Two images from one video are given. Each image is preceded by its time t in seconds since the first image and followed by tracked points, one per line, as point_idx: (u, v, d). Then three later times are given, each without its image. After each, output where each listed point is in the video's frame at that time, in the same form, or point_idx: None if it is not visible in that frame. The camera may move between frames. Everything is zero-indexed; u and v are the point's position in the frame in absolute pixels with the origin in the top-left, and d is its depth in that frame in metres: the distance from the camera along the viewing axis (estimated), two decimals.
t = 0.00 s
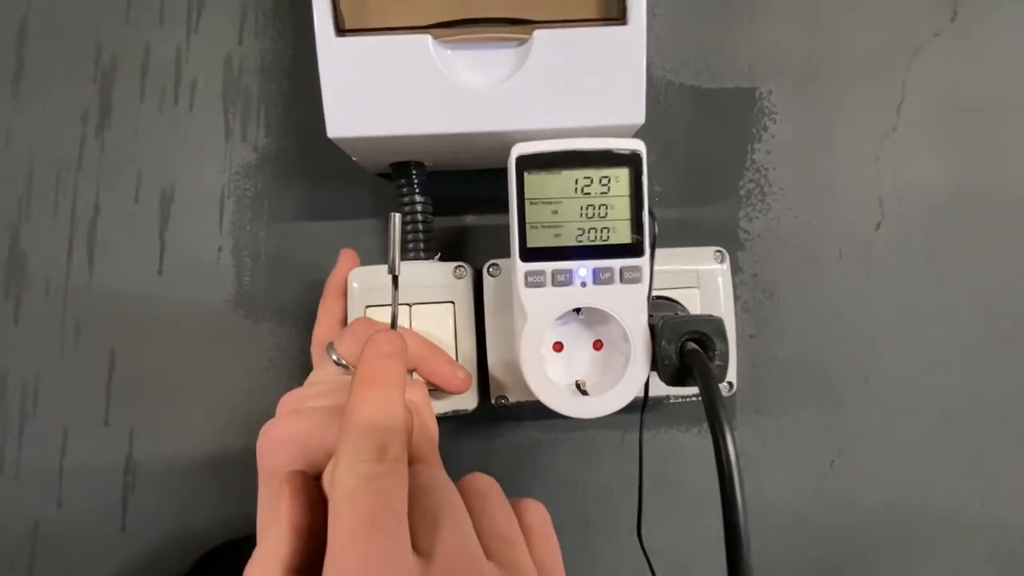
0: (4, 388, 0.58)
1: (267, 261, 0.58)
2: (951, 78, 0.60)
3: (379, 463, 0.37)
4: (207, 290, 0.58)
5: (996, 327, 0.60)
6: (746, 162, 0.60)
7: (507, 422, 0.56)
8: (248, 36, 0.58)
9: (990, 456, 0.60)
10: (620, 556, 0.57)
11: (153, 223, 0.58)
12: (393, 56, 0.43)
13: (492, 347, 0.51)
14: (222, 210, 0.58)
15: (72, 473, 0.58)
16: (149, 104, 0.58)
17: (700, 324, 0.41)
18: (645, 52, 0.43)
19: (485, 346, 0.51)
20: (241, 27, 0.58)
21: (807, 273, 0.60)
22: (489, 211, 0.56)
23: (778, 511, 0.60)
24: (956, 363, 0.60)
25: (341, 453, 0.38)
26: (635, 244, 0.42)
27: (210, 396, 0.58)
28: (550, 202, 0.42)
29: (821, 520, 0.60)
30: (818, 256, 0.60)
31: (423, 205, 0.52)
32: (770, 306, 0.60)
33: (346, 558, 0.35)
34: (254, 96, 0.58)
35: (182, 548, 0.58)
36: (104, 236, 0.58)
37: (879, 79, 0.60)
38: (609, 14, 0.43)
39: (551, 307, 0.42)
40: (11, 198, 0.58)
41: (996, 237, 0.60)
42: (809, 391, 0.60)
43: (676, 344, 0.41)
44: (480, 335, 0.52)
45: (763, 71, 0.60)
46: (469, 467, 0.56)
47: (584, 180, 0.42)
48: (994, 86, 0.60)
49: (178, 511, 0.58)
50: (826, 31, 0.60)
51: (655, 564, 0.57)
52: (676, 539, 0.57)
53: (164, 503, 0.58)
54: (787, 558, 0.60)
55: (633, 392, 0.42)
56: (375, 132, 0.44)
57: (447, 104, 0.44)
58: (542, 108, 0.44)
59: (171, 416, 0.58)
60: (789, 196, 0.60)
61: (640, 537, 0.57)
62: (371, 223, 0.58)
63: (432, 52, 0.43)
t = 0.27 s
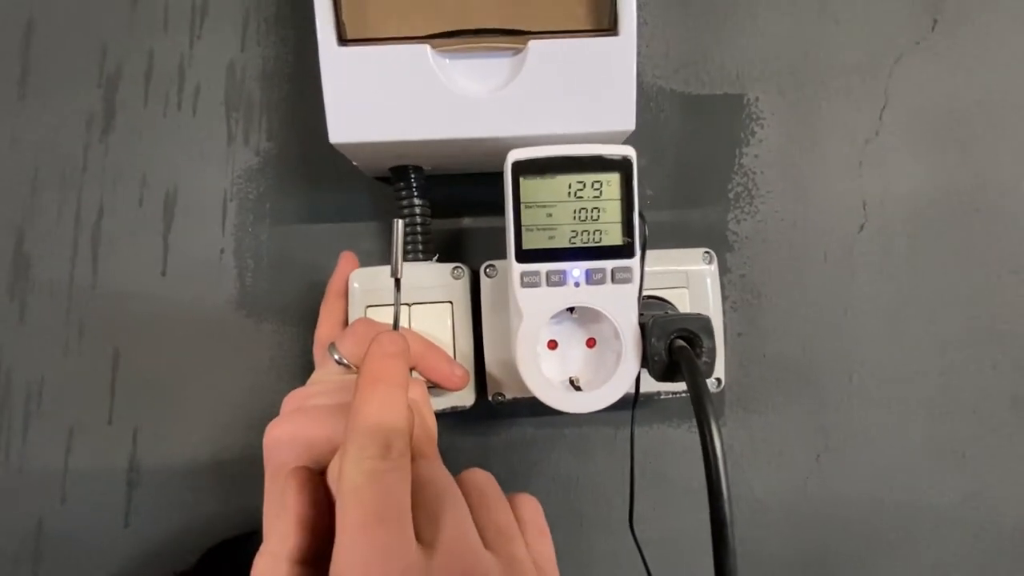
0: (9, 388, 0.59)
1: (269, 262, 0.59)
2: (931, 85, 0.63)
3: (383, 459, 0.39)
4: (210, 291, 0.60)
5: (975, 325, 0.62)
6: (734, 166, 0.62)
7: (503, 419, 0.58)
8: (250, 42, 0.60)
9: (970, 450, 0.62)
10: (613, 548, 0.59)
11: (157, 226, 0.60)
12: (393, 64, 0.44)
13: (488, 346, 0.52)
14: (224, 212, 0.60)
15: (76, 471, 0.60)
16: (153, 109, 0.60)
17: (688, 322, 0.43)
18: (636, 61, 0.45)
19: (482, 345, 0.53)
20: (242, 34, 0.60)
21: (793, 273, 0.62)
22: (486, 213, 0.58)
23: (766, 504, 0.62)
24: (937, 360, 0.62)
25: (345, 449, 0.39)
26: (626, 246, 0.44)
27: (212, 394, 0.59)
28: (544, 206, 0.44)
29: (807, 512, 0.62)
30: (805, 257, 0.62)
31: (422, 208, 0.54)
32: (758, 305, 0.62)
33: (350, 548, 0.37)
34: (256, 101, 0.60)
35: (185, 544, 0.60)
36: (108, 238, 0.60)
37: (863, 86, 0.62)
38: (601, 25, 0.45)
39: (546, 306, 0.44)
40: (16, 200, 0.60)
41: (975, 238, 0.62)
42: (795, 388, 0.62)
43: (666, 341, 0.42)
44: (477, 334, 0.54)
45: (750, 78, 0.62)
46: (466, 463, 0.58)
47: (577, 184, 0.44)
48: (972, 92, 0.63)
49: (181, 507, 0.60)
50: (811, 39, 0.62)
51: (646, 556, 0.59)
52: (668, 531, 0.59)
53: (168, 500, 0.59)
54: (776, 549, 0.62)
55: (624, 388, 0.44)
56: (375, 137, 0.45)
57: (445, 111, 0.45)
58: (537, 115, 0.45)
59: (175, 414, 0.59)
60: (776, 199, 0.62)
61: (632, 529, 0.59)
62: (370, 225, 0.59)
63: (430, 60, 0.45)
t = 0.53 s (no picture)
0: (20, 385, 0.61)
1: (275, 263, 0.60)
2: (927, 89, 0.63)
3: (387, 455, 0.40)
4: (217, 292, 0.61)
5: (970, 327, 0.63)
6: (733, 169, 0.63)
7: (504, 417, 0.59)
8: (256, 47, 0.61)
9: (965, 449, 0.63)
10: (613, 545, 0.60)
11: (165, 227, 0.61)
12: (398, 71, 0.46)
13: (490, 346, 0.53)
14: (231, 214, 0.61)
15: (86, 468, 0.61)
16: (162, 113, 0.61)
17: (686, 323, 0.44)
18: (635, 68, 0.46)
19: (484, 345, 0.54)
20: (249, 39, 0.61)
21: (791, 274, 0.63)
22: (488, 215, 0.59)
23: (764, 502, 0.63)
24: (932, 360, 0.63)
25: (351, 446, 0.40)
26: (625, 248, 0.45)
27: (219, 392, 0.61)
28: (545, 209, 0.45)
29: (804, 511, 0.63)
30: (802, 259, 0.63)
31: (425, 210, 0.55)
32: (756, 306, 0.63)
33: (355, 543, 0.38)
34: (262, 105, 0.61)
35: (192, 539, 0.61)
36: (117, 239, 0.61)
37: (859, 90, 0.63)
38: (601, 32, 0.46)
39: (547, 307, 0.45)
40: (27, 202, 0.61)
41: (970, 240, 0.63)
42: (792, 387, 0.63)
43: (664, 341, 0.43)
44: (479, 334, 0.55)
45: (749, 82, 0.63)
46: (468, 460, 0.59)
47: (578, 188, 0.45)
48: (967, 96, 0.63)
49: (188, 504, 0.61)
50: (809, 44, 0.63)
51: (645, 553, 0.60)
52: (666, 528, 0.60)
53: (175, 496, 0.61)
54: (773, 547, 0.63)
55: (624, 387, 0.44)
56: (380, 141, 0.46)
57: (448, 116, 0.46)
58: (538, 120, 0.46)
59: (182, 412, 0.61)
60: (773, 202, 0.63)
61: (631, 526, 0.60)
62: (374, 227, 0.60)
63: (434, 67, 0.46)
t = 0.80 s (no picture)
0: (26, 378, 0.60)
1: (284, 257, 0.60)
2: (947, 87, 0.62)
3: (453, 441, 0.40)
4: (225, 286, 0.60)
5: (988, 329, 0.62)
6: (748, 166, 0.62)
7: (513, 416, 0.58)
8: (267, 40, 0.60)
9: (982, 454, 0.62)
10: (622, 546, 0.59)
11: (173, 219, 0.60)
12: (412, 62, 0.45)
13: (500, 343, 0.53)
14: (240, 207, 0.60)
15: (91, 462, 0.60)
16: (171, 105, 0.60)
17: (703, 321, 0.43)
18: (653, 61, 0.45)
19: (494, 342, 0.53)
20: (260, 31, 0.60)
21: (806, 274, 0.62)
22: (499, 211, 0.58)
23: (777, 505, 0.62)
24: (949, 363, 0.62)
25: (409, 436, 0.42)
26: (641, 244, 0.44)
27: (226, 387, 0.60)
28: (560, 203, 0.44)
29: (816, 514, 0.62)
30: (817, 259, 0.62)
31: (436, 205, 0.54)
32: (770, 306, 0.62)
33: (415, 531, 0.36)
34: (272, 98, 0.60)
35: (197, 535, 0.60)
36: (125, 231, 0.60)
37: (877, 88, 0.62)
38: (619, 24, 0.45)
39: (561, 303, 0.44)
40: (34, 194, 0.60)
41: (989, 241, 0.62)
42: (806, 389, 0.62)
43: (680, 339, 0.43)
44: (489, 331, 0.54)
45: (765, 78, 0.62)
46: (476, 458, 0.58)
47: (594, 182, 0.44)
48: (987, 95, 0.62)
49: (194, 499, 0.60)
50: (826, 41, 0.62)
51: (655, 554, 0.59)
52: (676, 530, 0.59)
53: (181, 491, 0.60)
54: (785, 551, 0.62)
55: (638, 386, 0.44)
56: (392, 134, 0.46)
57: (462, 109, 0.46)
58: (553, 113, 0.46)
59: (189, 406, 0.60)
60: (788, 200, 0.62)
61: (641, 527, 0.59)
62: (384, 222, 0.60)
63: (449, 58, 0.45)
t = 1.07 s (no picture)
0: (17, 370, 0.59)
1: (282, 249, 0.58)
2: (963, 82, 0.61)
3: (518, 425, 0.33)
4: (221, 277, 0.59)
5: (1002, 330, 0.61)
6: (759, 160, 0.60)
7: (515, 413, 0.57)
8: (267, 25, 0.59)
9: (994, 458, 0.61)
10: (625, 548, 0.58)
11: (169, 209, 0.59)
12: (415, 46, 0.43)
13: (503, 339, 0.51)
14: (238, 196, 0.59)
15: (83, 456, 0.59)
16: (168, 92, 0.59)
17: (714, 318, 0.42)
18: (665, 47, 0.44)
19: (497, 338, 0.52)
20: (259, 17, 0.59)
21: (816, 271, 0.60)
22: (503, 203, 0.57)
23: (784, 508, 0.61)
24: (962, 364, 0.61)
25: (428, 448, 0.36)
26: (651, 237, 0.43)
27: (221, 381, 0.59)
28: (567, 194, 0.43)
29: (825, 517, 0.61)
30: (828, 256, 0.61)
31: (438, 196, 0.52)
32: (779, 304, 0.60)
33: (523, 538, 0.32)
34: (271, 85, 0.59)
35: (191, 532, 0.59)
36: (120, 220, 0.59)
37: (892, 81, 0.61)
38: (629, 9, 0.44)
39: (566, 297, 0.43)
40: (27, 182, 0.59)
41: (1004, 240, 0.61)
42: (815, 389, 0.60)
43: (691, 336, 0.41)
44: (492, 326, 0.53)
45: (777, 70, 0.60)
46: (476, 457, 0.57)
47: (602, 172, 0.43)
48: (1005, 89, 0.61)
49: (187, 495, 0.59)
50: (840, 33, 0.61)
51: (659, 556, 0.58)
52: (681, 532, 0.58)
53: (174, 487, 0.59)
54: (792, 554, 0.60)
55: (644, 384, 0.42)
56: (394, 121, 0.44)
57: (467, 96, 0.44)
58: (561, 101, 0.44)
59: (183, 400, 0.59)
60: (799, 195, 0.60)
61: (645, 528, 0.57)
62: (385, 214, 0.58)
63: (453, 43, 0.43)
